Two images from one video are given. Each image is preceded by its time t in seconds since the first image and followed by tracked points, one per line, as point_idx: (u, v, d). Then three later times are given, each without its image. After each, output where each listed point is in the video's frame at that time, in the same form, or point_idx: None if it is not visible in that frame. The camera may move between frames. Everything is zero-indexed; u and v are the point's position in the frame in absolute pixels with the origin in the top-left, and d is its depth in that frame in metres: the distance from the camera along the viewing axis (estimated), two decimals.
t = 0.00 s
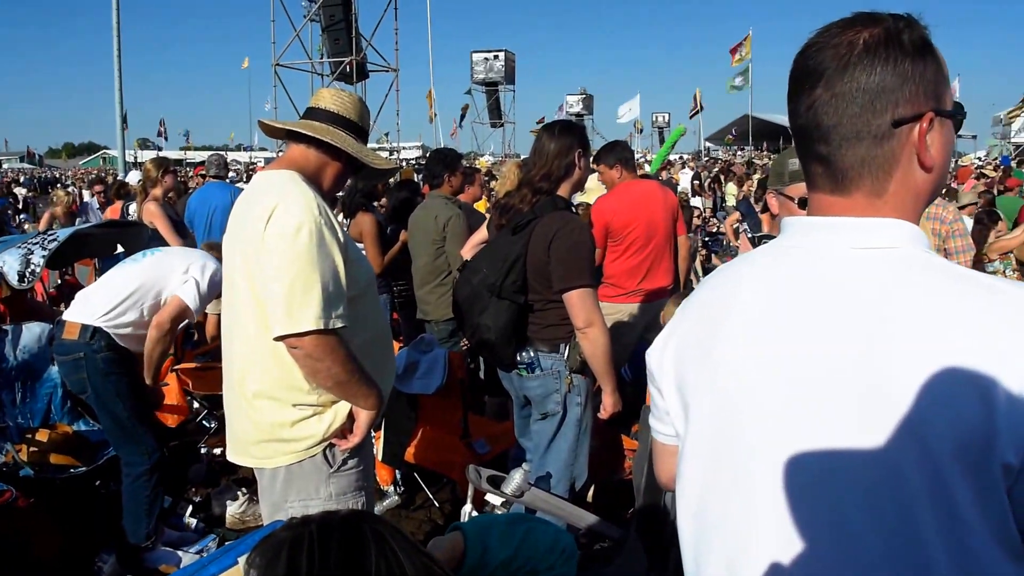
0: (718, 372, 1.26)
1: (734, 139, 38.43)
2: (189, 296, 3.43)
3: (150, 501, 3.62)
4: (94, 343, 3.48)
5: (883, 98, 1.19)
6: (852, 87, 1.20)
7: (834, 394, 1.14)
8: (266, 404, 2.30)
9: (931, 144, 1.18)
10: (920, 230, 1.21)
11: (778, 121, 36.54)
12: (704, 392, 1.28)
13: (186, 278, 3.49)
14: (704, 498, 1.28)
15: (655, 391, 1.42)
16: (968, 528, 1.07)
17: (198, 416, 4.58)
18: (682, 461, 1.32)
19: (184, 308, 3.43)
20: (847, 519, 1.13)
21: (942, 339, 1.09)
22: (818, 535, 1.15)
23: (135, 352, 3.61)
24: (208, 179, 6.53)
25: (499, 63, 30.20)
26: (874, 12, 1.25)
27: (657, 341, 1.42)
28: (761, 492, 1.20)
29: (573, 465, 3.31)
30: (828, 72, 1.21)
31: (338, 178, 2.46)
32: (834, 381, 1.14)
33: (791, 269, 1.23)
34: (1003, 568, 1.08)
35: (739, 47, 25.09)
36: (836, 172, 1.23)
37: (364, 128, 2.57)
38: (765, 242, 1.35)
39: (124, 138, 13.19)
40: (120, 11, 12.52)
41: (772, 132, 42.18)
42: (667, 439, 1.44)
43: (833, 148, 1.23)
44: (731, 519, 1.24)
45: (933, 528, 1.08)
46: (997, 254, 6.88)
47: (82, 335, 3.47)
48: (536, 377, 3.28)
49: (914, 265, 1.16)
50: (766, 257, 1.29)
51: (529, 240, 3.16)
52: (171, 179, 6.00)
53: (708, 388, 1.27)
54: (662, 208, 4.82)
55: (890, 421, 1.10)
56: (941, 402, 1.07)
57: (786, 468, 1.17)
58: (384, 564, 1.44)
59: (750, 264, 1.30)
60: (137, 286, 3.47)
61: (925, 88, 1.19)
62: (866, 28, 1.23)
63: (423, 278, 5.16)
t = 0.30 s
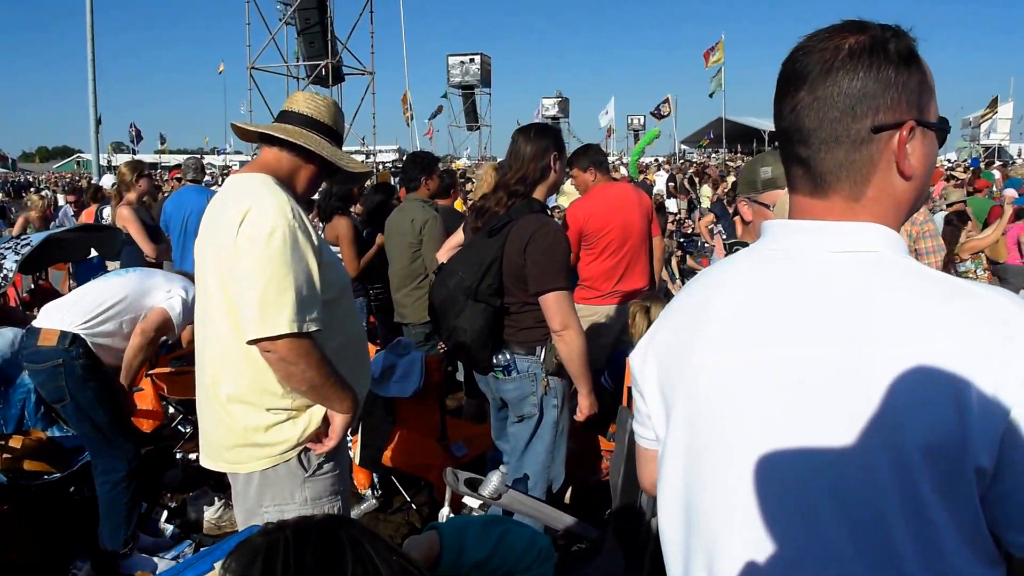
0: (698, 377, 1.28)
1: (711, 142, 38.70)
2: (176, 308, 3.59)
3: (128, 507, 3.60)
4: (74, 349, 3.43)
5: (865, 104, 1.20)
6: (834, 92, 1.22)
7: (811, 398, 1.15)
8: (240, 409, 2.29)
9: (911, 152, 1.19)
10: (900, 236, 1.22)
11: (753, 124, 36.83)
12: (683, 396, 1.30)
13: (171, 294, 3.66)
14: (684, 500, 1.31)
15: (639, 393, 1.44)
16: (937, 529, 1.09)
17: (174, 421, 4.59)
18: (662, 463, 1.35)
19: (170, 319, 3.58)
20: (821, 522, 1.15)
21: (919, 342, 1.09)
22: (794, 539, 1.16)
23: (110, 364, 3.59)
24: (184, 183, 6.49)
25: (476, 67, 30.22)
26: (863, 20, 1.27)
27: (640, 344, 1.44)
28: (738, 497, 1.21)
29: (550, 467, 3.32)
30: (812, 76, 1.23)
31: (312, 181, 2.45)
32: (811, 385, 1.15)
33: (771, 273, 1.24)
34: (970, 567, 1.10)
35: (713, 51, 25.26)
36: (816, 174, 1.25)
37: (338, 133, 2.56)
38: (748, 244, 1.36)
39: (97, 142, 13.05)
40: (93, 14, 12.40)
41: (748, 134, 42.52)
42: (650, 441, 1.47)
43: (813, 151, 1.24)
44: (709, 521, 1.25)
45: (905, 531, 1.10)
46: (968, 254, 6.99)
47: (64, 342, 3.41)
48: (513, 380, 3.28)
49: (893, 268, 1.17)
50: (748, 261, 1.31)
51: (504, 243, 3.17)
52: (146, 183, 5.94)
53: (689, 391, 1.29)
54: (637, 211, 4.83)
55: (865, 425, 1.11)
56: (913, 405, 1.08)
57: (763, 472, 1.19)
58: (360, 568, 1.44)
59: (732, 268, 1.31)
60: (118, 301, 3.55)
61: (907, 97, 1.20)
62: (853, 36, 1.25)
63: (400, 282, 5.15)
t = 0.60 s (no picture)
0: (664, 363, 1.31)
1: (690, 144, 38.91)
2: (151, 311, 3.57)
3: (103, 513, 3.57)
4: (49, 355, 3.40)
5: (838, 109, 1.21)
6: (807, 98, 1.23)
7: (761, 391, 1.17)
8: (214, 413, 2.28)
9: (885, 157, 1.20)
10: (872, 238, 1.23)
11: (731, 126, 37.06)
12: (650, 381, 1.35)
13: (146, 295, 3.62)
14: (645, 480, 1.36)
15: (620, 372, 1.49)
16: (874, 527, 1.12)
17: (151, 426, 4.56)
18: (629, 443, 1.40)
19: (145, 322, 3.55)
20: (762, 511, 1.18)
21: (866, 343, 1.11)
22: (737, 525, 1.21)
23: (86, 370, 3.56)
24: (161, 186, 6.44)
25: (454, 70, 30.19)
26: (839, 25, 1.28)
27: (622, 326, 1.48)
28: (687, 481, 1.26)
29: (528, 469, 3.33)
30: (788, 83, 1.25)
31: (285, 184, 2.45)
32: (762, 379, 1.17)
33: (742, 265, 1.27)
34: (908, 563, 1.13)
35: (688, 54, 25.36)
36: (792, 177, 1.27)
37: (312, 136, 2.56)
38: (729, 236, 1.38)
39: (73, 145, 12.92)
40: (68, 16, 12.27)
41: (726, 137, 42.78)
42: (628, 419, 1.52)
43: (789, 156, 1.26)
44: (663, 502, 1.30)
45: (841, 523, 1.13)
46: (941, 255, 7.07)
47: (39, 348, 3.39)
48: (491, 383, 3.27)
49: (857, 267, 1.18)
50: (727, 251, 1.33)
51: (482, 246, 3.17)
52: (121, 186, 5.89)
53: (655, 376, 1.33)
54: (612, 213, 4.85)
55: (808, 422, 1.14)
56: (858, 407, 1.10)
57: (712, 459, 1.22)
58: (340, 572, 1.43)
59: (708, 261, 1.34)
60: (93, 302, 3.51)
61: (881, 101, 1.20)
62: (828, 41, 1.26)
63: (379, 284, 5.14)
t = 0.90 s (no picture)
0: (628, 360, 1.37)
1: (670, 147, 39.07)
2: (108, 291, 3.32)
3: (78, 519, 3.53)
4: (20, 356, 3.38)
5: (798, 116, 1.22)
6: (768, 104, 1.24)
7: (708, 390, 1.22)
8: (187, 417, 2.26)
9: (843, 163, 1.21)
10: (831, 241, 1.25)
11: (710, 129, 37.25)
12: (619, 376, 1.40)
13: (103, 274, 3.37)
14: (614, 469, 1.43)
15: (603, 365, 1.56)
16: (813, 524, 1.15)
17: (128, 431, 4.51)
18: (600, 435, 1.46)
19: (105, 305, 3.32)
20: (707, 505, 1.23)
21: (805, 347, 1.13)
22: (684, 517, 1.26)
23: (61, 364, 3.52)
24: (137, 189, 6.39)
25: (433, 72, 30.14)
26: (804, 31, 1.29)
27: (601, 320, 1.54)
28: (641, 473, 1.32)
29: (508, 471, 3.32)
30: (750, 88, 1.26)
31: (260, 186, 2.43)
32: (709, 378, 1.22)
33: (702, 265, 1.31)
34: (850, 558, 1.16)
35: (667, 57, 25.46)
36: (754, 181, 1.29)
37: (288, 138, 2.55)
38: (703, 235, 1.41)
39: (48, 147, 12.77)
40: (42, 17, 12.13)
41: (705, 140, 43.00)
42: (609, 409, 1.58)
43: (751, 160, 1.28)
44: (625, 491, 1.37)
45: (780, 517, 1.17)
46: (917, 256, 7.14)
47: (8, 350, 3.37)
48: (471, 385, 3.28)
49: (812, 269, 1.20)
50: (693, 251, 1.36)
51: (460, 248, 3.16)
52: (96, 188, 5.84)
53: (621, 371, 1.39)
54: (590, 217, 4.86)
55: (748, 421, 1.17)
56: (796, 409, 1.13)
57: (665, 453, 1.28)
58: None
59: (677, 260, 1.37)
60: (53, 295, 3.34)
61: (842, 108, 1.21)
62: (793, 47, 1.26)
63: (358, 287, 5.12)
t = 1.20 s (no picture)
0: (590, 368, 1.38)
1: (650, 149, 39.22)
2: (47, 270, 3.26)
3: (52, 524, 3.49)
4: None
5: (748, 122, 1.23)
6: (719, 110, 1.25)
7: (666, 397, 1.23)
8: (161, 420, 2.24)
9: (791, 169, 1.22)
10: (781, 247, 1.26)
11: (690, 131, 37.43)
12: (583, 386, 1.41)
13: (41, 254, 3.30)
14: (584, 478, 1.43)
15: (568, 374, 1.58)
16: (774, 526, 1.15)
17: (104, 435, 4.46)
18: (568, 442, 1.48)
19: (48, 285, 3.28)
20: (671, 509, 1.24)
21: (753, 352, 1.13)
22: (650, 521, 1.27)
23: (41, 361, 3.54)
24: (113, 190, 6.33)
25: (413, 73, 30.08)
26: (758, 42, 1.29)
27: (564, 330, 1.55)
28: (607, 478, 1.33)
29: (489, 473, 3.32)
30: (702, 94, 1.26)
31: (237, 188, 2.41)
32: (667, 384, 1.23)
33: (655, 273, 1.31)
34: (812, 556, 1.16)
35: (646, 59, 25.53)
36: (707, 185, 1.29)
37: (264, 140, 2.53)
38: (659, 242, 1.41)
39: (22, 148, 12.61)
40: (16, 15, 11.98)
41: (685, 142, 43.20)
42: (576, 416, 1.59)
43: (703, 164, 1.29)
44: (594, 496, 1.38)
45: (740, 520, 1.18)
46: (893, 258, 7.19)
47: None
48: (452, 388, 3.27)
49: (760, 273, 1.20)
50: (647, 258, 1.37)
51: (435, 249, 3.18)
52: (71, 189, 5.78)
53: (584, 380, 1.40)
54: (569, 219, 4.86)
55: (706, 427, 1.18)
56: (749, 413, 1.13)
57: (629, 458, 1.30)
58: None
59: (633, 268, 1.38)
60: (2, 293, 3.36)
61: (791, 116, 1.21)
62: (745, 57, 1.27)
63: (336, 288, 5.09)
